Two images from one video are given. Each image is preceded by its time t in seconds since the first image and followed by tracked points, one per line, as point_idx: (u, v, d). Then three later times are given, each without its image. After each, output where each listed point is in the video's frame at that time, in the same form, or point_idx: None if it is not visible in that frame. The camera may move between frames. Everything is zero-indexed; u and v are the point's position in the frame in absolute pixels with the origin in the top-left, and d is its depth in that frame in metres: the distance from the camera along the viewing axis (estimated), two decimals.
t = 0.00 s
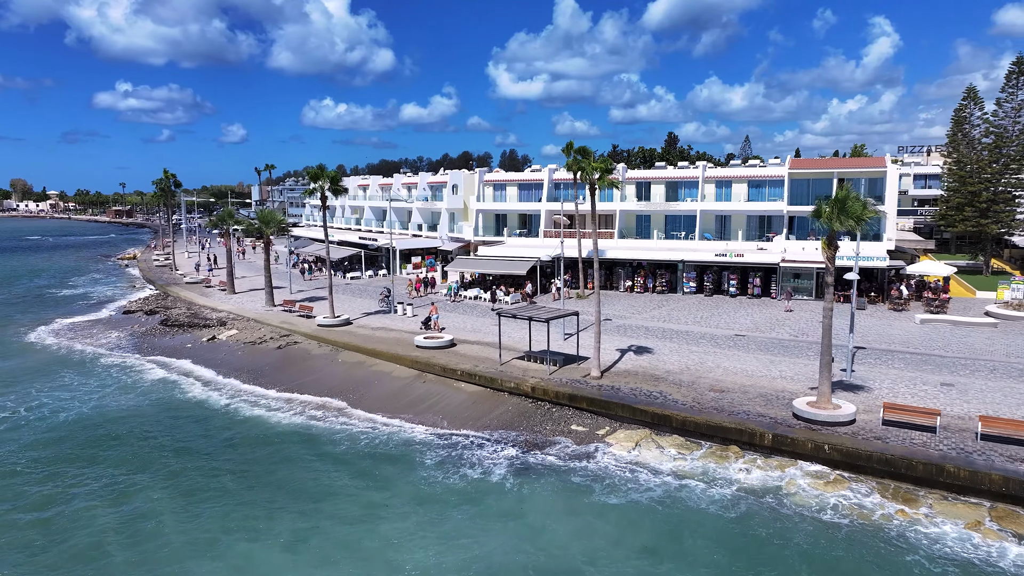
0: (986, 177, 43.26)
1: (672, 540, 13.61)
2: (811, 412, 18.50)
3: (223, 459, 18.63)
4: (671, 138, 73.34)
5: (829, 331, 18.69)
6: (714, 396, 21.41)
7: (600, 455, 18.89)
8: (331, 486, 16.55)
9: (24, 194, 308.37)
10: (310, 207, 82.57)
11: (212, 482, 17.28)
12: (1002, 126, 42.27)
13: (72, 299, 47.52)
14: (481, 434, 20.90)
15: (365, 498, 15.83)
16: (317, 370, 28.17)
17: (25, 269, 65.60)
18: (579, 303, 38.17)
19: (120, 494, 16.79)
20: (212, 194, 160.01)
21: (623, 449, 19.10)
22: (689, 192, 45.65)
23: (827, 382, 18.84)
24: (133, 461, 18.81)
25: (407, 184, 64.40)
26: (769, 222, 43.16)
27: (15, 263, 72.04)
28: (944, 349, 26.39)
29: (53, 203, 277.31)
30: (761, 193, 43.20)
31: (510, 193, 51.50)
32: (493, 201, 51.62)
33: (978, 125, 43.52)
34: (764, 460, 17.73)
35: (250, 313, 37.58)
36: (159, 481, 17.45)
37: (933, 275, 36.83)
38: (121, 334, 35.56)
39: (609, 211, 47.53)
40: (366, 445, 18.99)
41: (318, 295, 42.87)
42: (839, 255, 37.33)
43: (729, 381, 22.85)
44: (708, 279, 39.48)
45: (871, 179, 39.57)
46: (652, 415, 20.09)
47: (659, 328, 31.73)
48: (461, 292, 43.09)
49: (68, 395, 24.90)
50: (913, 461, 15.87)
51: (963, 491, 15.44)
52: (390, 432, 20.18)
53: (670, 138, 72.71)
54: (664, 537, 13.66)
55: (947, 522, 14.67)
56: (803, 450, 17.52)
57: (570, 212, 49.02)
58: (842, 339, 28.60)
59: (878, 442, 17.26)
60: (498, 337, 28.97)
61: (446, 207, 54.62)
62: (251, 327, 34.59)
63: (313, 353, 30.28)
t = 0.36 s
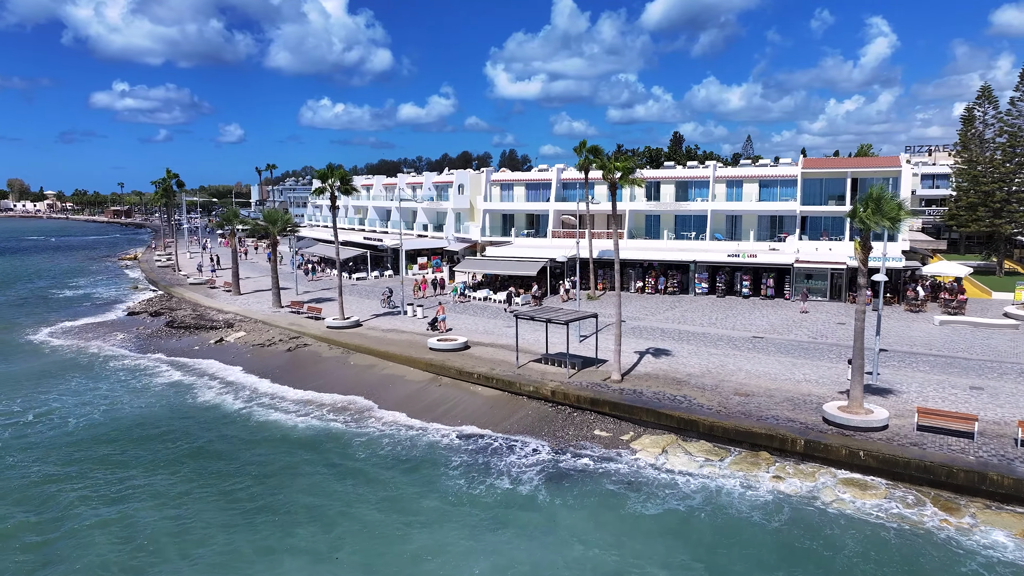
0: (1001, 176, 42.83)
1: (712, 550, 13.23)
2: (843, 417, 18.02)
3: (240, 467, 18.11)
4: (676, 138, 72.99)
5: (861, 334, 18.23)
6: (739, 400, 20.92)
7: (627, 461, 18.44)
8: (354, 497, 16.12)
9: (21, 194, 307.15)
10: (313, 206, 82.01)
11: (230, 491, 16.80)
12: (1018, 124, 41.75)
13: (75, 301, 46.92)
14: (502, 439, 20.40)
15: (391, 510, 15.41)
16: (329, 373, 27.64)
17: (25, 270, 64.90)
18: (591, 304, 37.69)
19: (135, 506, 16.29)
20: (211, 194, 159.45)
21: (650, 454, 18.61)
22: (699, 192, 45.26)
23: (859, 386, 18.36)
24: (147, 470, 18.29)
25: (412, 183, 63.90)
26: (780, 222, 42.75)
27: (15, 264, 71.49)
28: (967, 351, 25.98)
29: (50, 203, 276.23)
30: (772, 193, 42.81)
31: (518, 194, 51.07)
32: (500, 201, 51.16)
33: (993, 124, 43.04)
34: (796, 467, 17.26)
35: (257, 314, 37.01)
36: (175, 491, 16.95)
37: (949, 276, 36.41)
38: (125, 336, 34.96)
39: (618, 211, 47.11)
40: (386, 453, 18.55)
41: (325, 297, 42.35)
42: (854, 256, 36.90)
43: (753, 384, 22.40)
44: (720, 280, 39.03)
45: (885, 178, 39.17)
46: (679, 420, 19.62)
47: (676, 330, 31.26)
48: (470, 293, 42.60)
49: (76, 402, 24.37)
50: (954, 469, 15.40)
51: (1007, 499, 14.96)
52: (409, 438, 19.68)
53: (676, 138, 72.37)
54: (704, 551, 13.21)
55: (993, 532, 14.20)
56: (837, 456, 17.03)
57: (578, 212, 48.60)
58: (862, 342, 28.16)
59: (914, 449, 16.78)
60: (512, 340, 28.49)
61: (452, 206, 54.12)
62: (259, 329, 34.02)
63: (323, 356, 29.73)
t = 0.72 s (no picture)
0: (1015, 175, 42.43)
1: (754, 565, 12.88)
2: (876, 422, 17.56)
3: (258, 477, 17.65)
4: (681, 138, 72.63)
5: (894, 337, 17.80)
6: (766, 405, 20.45)
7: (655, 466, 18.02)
8: (379, 508, 15.70)
9: (18, 194, 305.76)
10: (315, 206, 81.45)
11: (250, 502, 16.36)
12: None
13: (78, 302, 46.35)
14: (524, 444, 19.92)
15: (418, 522, 15.00)
16: (341, 376, 27.13)
17: (26, 271, 64.26)
18: (603, 306, 37.24)
19: (153, 518, 15.84)
20: (211, 194, 158.70)
21: (678, 461, 18.16)
22: (710, 192, 44.88)
23: (892, 390, 17.91)
24: (164, 480, 17.84)
25: (417, 183, 63.40)
26: (792, 222, 42.34)
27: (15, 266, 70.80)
28: (990, 353, 25.58)
29: (47, 203, 275.06)
30: (783, 193, 42.45)
31: (525, 193, 50.63)
32: (508, 201, 50.70)
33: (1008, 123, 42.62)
34: (830, 474, 16.80)
35: (265, 316, 36.49)
36: (194, 502, 16.50)
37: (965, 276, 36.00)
38: (131, 338, 34.42)
39: (627, 211, 46.69)
40: (408, 461, 18.11)
41: (332, 298, 41.85)
42: (869, 256, 36.49)
43: (778, 388, 21.97)
44: (733, 280, 38.61)
45: (899, 178, 38.80)
46: (705, 425, 19.16)
47: (691, 332, 30.82)
48: (479, 294, 42.14)
49: (86, 407, 23.88)
50: (997, 477, 14.93)
51: None
52: (430, 445, 19.21)
53: (681, 138, 72.05)
54: (746, 566, 12.87)
55: None
56: (873, 463, 16.55)
57: (586, 212, 48.18)
58: (882, 344, 27.75)
59: (952, 455, 16.32)
60: (528, 342, 28.06)
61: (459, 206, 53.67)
62: (267, 331, 33.50)
63: (334, 358, 29.21)
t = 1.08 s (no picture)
0: None
1: None
2: (911, 428, 17.08)
3: (274, 484, 17.14)
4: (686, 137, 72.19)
5: (929, 341, 17.36)
6: (793, 409, 20.00)
7: (683, 475, 17.57)
8: (403, 519, 15.21)
9: (14, 194, 304.22)
10: (317, 206, 80.88)
11: (269, 511, 15.86)
12: None
13: (80, 303, 45.69)
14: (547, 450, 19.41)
15: (445, 534, 14.54)
16: (353, 379, 26.58)
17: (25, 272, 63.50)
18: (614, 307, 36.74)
19: (168, 528, 15.32)
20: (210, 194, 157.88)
21: (705, 468, 17.81)
22: (720, 192, 44.44)
23: (926, 395, 17.43)
24: (176, 488, 17.29)
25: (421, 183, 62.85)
26: (803, 222, 41.94)
27: (13, 266, 69.94)
28: (1014, 356, 25.16)
29: (44, 203, 273.69)
30: (795, 193, 42.04)
31: (532, 193, 50.15)
32: (515, 201, 50.20)
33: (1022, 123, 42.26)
34: (865, 482, 16.33)
35: (272, 317, 35.92)
36: (209, 511, 15.96)
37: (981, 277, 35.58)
38: (136, 340, 33.80)
39: (636, 211, 46.23)
40: (430, 469, 17.64)
41: (339, 299, 41.38)
42: (884, 257, 36.06)
43: (803, 392, 21.52)
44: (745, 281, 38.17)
45: (913, 178, 38.41)
46: (732, 430, 18.69)
47: (707, 334, 30.35)
48: (487, 294, 41.63)
49: (94, 412, 23.36)
50: None
51: None
52: (449, 452, 18.73)
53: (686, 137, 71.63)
54: None
55: None
56: (908, 470, 16.07)
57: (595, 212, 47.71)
58: (903, 346, 27.32)
59: (991, 462, 15.86)
60: (543, 345, 27.58)
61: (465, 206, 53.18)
62: (275, 333, 32.94)
63: (345, 361, 28.64)
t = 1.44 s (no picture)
0: None
1: None
2: (947, 434, 16.61)
3: (293, 492, 16.68)
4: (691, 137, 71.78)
5: (964, 344, 16.91)
6: (820, 414, 19.54)
7: (713, 481, 17.10)
8: (427, 530, 14.72)
9: (11, 194, 302.74)
10: (319, 206, 80.32)
11: (288, 521, 15.37)
12: None
13: (82, 305, 45.07)
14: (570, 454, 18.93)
15: (472, 546, 14.07)
16: (365, 382, 26.05)
17: (25, 274, 62.78)
18: (626, 309, 36.29)
19: (185, 538, 14.85)
20: (209, 194, 157.19)
21: (734, 475, 17.35)
22: (730, 192, 44.01)
23: (961, 400, 16.98)
24: (192, 496, 16.80)
25: (425, 183, 62.31)
26: (815, 222, 41.56)
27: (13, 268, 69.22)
28: None
29: (41, 203, 272.34)
30: (806, 193, 41.66)
31: (539, 193, 49.67)
32: (521, 201, 49.72)
33: None
34: (900, 489, 15.89)
35: (279, 319, 35.37)
36: (227, 520, 15.49)
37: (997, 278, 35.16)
38: (141, 342, 33.21)
39: (644, 211, 45.81)
40: (452, 477, 17.13)
41: (345, 301, 40.84)
42: (899, 258, 35.65)
43: (828, 396, 21.08)
44: (758, 281, 37.75)
45: (927, 177, 38.03)
46: (760, 436, 18.25)
47: (723, 336, 29.91)
48: (496, 296, 41.17)
49: (102, 416, 22.87)
50: None
51: None
52: (471, 460, 18.31)
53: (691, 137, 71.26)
54: None
55: None
56: (945, 477, 15.64)
57: (602, 212, 47.29)
58: (923, 348, 26.87)
59: None
60: (558, 348, 27.10)
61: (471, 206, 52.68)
62: (284, 335, 32.41)
63: (356, 364, 28.11)
